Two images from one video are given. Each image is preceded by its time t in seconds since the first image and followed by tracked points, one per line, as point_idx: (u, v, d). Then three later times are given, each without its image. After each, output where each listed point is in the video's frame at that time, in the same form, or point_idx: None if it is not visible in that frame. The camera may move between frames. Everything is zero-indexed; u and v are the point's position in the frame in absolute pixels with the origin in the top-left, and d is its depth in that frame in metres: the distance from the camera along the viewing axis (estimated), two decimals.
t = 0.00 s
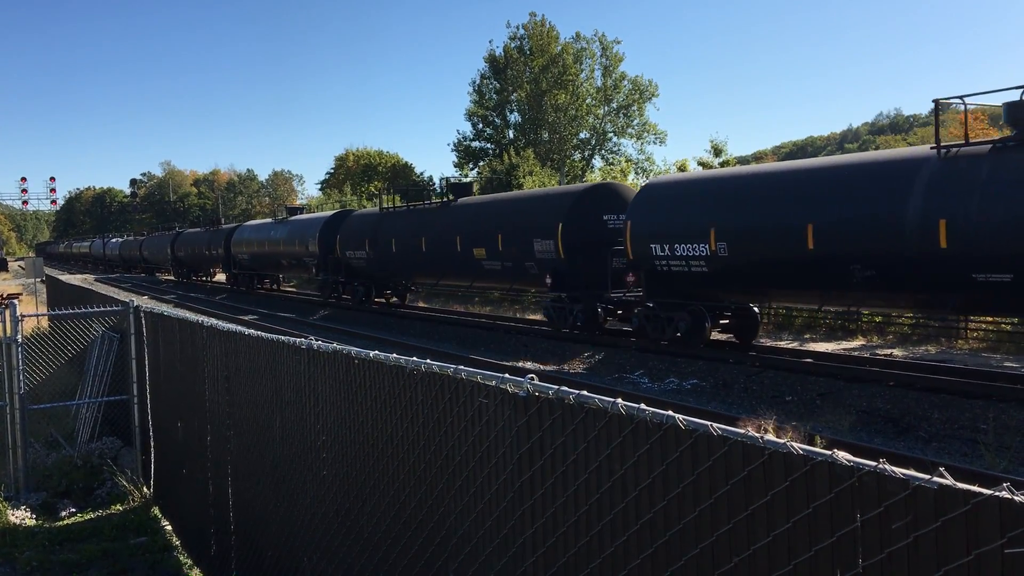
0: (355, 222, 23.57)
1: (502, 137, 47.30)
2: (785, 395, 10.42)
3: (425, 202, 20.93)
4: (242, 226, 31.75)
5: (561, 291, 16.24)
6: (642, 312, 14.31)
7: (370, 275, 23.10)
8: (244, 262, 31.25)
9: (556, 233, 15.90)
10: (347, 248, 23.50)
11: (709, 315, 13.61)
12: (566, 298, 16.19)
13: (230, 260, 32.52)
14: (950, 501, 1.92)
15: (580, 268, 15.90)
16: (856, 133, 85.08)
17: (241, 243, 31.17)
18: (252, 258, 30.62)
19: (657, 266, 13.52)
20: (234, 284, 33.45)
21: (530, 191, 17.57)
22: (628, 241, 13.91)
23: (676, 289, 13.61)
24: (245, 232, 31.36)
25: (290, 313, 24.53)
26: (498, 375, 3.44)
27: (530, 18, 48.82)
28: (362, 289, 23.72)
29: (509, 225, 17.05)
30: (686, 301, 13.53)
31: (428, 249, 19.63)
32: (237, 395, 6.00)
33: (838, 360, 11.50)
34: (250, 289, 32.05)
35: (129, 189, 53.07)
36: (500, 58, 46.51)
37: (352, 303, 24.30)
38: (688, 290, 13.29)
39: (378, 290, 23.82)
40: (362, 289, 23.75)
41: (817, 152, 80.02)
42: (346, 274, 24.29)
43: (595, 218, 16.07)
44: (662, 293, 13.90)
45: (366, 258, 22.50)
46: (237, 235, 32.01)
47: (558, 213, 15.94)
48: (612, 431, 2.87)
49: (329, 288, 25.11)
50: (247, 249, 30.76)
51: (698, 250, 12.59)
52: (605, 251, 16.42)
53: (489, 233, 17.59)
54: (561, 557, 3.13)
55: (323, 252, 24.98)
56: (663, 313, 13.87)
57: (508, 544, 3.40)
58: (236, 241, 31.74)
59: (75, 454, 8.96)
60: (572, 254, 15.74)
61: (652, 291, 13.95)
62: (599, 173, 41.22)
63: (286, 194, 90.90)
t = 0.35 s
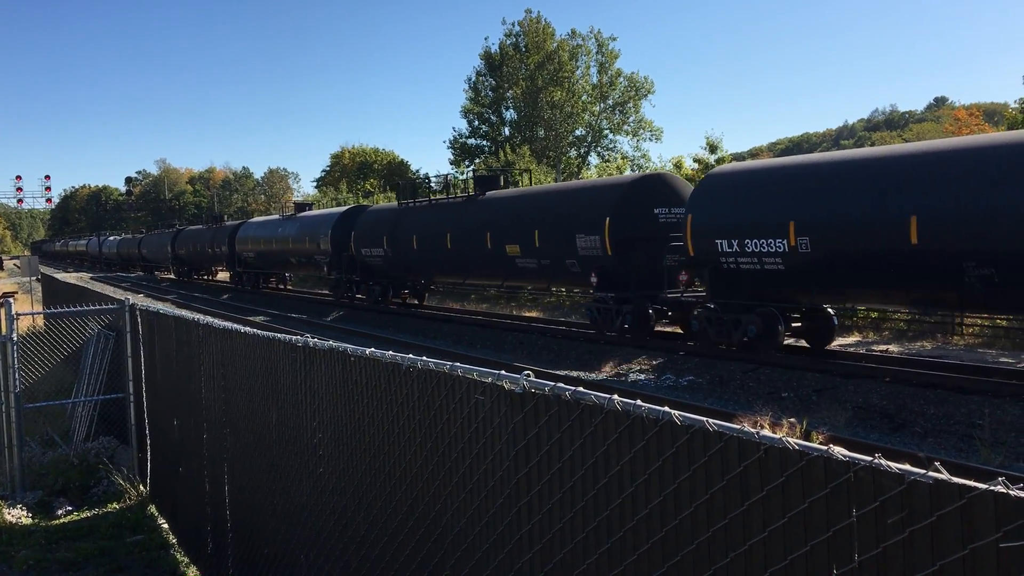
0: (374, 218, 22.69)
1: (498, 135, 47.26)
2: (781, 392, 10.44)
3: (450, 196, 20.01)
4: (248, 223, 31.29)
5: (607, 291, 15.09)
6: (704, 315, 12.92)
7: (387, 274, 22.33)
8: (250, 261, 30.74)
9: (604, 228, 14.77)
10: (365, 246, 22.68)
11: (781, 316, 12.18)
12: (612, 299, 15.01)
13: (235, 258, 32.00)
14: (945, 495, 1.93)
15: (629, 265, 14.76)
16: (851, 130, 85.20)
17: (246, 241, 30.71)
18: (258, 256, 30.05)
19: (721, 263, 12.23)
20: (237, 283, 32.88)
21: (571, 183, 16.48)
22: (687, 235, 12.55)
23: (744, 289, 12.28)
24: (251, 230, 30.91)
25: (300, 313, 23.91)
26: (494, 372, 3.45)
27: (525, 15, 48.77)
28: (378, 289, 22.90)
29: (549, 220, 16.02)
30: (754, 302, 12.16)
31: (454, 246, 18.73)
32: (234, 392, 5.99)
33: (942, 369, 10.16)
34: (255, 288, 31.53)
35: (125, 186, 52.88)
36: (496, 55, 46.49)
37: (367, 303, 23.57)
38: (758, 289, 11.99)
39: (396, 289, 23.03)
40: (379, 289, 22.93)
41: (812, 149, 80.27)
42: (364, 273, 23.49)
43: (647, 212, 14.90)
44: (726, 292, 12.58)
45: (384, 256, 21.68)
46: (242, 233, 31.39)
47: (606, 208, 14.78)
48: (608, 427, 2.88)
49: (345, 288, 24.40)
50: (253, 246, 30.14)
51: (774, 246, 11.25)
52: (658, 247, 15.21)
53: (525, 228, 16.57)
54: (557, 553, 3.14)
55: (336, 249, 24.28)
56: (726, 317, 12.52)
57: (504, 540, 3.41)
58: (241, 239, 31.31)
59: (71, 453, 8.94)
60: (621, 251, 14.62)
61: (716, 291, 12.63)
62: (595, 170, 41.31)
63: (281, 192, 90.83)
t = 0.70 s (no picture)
0: (389, 216, 21.59)
1: (491, 134, 47.28)
2: (775, 389, 10.49)
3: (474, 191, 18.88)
4: (250, 222, 30.40)
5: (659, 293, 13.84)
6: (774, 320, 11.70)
7: (405, 275, 21.30)
8: (253, 261, 29.76)
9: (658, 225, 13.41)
10: (380, 245, 21.63)
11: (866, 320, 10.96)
12: (664, 301, 13.73)
13: (237, 258, 31.02)
14: (936, 492, 1.95)
15: (686, 266, 13.38)
16: (843, 129, 85.50)
17: (249, 241, 29.81)
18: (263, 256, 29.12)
19: (797, 263, 11.09)
20: (239, 284, 31.91)
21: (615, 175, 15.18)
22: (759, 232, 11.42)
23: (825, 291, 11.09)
24: (254, 229, 29.96)
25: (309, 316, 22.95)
26: (488, 371, 3.46)
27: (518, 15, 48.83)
28: (394, 291, 21.83)
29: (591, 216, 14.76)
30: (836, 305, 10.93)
31: (481, 245, 17.59)
32: (227, 392, 5.99)
33: None
34: (259, 288, 30.63)
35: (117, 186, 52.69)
36: (489, 54, 46.52)
37: (381, 305, 22.60)
38: (842, 291, 10.81)
39: (413, 290, 22.00)
40: (395, 291, 21.87)
41: (804, 147, 80.53)
42: (379, 273, 22.40)
43: (704, 206, 13.44)
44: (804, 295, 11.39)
45: (402, 255, 20.63)
46: (245, 233, 30.40)
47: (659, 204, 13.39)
48: (600, 426, 2.89)
49: (358, 289, 23.37)
50: (256, 246, 29.11)
51: (864, 242, 10.10)
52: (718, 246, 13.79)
53: (564, 225, 15.31)
54: (550, 551, 3.15)
55: (349, 248, 23.25)
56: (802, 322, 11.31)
57: (498, 538, 3.42)
58: (244, 238, 30.45)
59: (64, 453, 8.92)
60: (677, 250, 13.25)
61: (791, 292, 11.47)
62: (588, 169, 41.35)
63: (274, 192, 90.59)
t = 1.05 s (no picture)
0: (411, 214, 20.34)
1: (484, 134, 47.31)
2: (768, 389, 10.52)
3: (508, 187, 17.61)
4: (254, 222, 29.16)
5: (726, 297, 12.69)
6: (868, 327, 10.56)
7: (426, 276, 20.06)
8: (258, 263, 28.48)
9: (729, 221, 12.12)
10: (400, 246, 20.39)
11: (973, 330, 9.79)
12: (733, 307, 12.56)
13: (240, 259, 29.84)
14: (928, 491, 1.97)
15: (761, 268, 12.06)
16: (835, 129, 85.80)
17: (253, 242, 28.56)
18: (268, 257, 27.83)
19: (904, 263, 9.94)
20: (242, 286, 30.79)
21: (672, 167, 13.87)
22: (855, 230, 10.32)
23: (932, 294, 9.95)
24: (259, 229, 28.67)
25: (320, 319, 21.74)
26: (481, 371, 3.47)
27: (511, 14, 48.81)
28: (414, 294, 20.57)
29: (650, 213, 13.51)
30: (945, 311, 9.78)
31: (515, 245, 16.42)
32: (220, 392, 5.98)
33: None
34: (264, 291, 29.47)
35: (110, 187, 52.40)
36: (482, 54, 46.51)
37: (399, 309, 21.35)
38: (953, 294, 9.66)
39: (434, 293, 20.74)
40: (415, 294, 20.59)
41: (797, 146, 80.77)
42: (399, 275, 21.11)
43: (781, 201, 12.08)
44: (908, 299, 10.23)
45: (425, 256, 19.39)
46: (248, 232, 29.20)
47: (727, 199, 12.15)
48: (593, 426, 2.91)
49: (375, 292, 22.08)
50: (261, 246, 27.92)
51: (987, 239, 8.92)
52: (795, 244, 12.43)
53: (616, 222, 14.02)
54: (544, 552, 3.17)
55: (364, 248, 21.99)
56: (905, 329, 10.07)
57: (491, 538, 3.43)
58: (247, 238, 29.22)
59: (57, 455, 8.89)
60: (750, 250, 11.96)
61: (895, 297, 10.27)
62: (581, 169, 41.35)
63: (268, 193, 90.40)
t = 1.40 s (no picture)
0: (434, 213, 19.19)
1: (479, 134, 47.46)
2: (763, 389, 10.55)
3: (543, 183, 16.42)
4: (260, 221, 28.13)
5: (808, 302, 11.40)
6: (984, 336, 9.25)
7: (453, 279, 19.02)
8: (265, 264, 27.46)
9: (814, 219, 10.81)
10: (423, 246, 19.31)
11: None
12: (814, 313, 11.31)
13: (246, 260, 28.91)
14: (922, 491, 1.98)
15: (848, 269, 10.76)
16: (829, 130, 86.07)
17: (260, 242, 27.54)
18: (276, 258, 26.78)
19: None
20: (248, 288, 29.79)
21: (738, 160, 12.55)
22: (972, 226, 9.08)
23: None
24: (265, 229, 27.63)
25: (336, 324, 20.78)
26: (475, 372, 3.47)
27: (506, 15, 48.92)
28: (439, 297, 19.54)
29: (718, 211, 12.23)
30: None
31: (554, 246, 15.32)
32: (214, 393, 5.97)
33: None
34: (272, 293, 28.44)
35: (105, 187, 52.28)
36: (477, 55, 46.59)
37: (420, 312, 20.37)
38: None
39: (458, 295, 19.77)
40: (439, 297, 19.56)
41: (791, 147, 81.01)
42: (423, 277, 20.04)
43: (872, 195, 10.71)
44: None
45: (451, 257, 18.29)
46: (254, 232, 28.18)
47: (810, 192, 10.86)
48: (588, 426, 2.91)
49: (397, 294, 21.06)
50: (269, 247, 26.92)
51: None
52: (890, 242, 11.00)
53: (676, 220, 12.77)
54: (539, 553, 3.17)
55: (383, 248, 20.93)
56: None
57: (487, 540, 3.43)
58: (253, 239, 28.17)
59: (51, 457, 8.86)
60: (839, 250, 10.65)
61: None
62: (577, 169, 41.38)
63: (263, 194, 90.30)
